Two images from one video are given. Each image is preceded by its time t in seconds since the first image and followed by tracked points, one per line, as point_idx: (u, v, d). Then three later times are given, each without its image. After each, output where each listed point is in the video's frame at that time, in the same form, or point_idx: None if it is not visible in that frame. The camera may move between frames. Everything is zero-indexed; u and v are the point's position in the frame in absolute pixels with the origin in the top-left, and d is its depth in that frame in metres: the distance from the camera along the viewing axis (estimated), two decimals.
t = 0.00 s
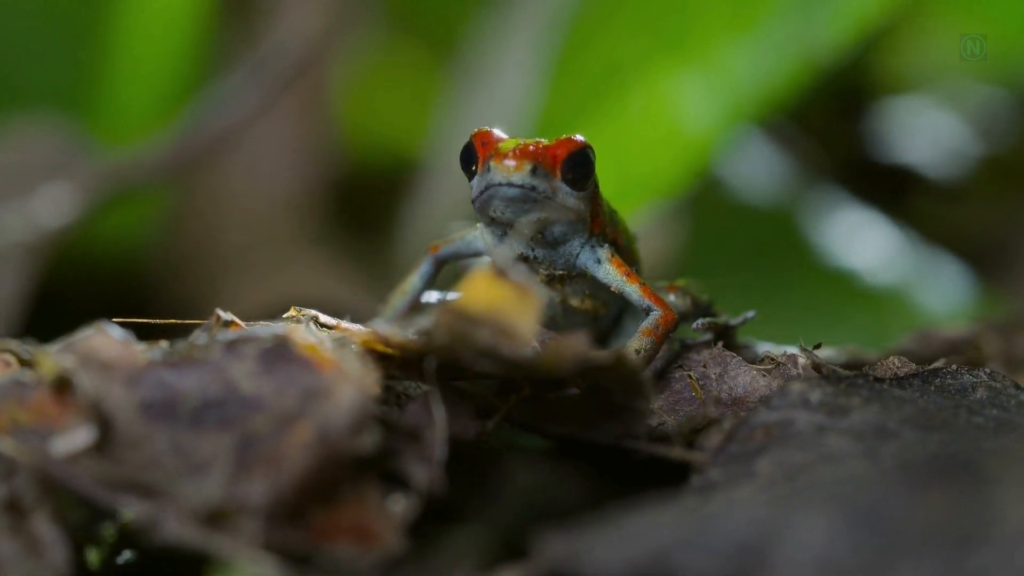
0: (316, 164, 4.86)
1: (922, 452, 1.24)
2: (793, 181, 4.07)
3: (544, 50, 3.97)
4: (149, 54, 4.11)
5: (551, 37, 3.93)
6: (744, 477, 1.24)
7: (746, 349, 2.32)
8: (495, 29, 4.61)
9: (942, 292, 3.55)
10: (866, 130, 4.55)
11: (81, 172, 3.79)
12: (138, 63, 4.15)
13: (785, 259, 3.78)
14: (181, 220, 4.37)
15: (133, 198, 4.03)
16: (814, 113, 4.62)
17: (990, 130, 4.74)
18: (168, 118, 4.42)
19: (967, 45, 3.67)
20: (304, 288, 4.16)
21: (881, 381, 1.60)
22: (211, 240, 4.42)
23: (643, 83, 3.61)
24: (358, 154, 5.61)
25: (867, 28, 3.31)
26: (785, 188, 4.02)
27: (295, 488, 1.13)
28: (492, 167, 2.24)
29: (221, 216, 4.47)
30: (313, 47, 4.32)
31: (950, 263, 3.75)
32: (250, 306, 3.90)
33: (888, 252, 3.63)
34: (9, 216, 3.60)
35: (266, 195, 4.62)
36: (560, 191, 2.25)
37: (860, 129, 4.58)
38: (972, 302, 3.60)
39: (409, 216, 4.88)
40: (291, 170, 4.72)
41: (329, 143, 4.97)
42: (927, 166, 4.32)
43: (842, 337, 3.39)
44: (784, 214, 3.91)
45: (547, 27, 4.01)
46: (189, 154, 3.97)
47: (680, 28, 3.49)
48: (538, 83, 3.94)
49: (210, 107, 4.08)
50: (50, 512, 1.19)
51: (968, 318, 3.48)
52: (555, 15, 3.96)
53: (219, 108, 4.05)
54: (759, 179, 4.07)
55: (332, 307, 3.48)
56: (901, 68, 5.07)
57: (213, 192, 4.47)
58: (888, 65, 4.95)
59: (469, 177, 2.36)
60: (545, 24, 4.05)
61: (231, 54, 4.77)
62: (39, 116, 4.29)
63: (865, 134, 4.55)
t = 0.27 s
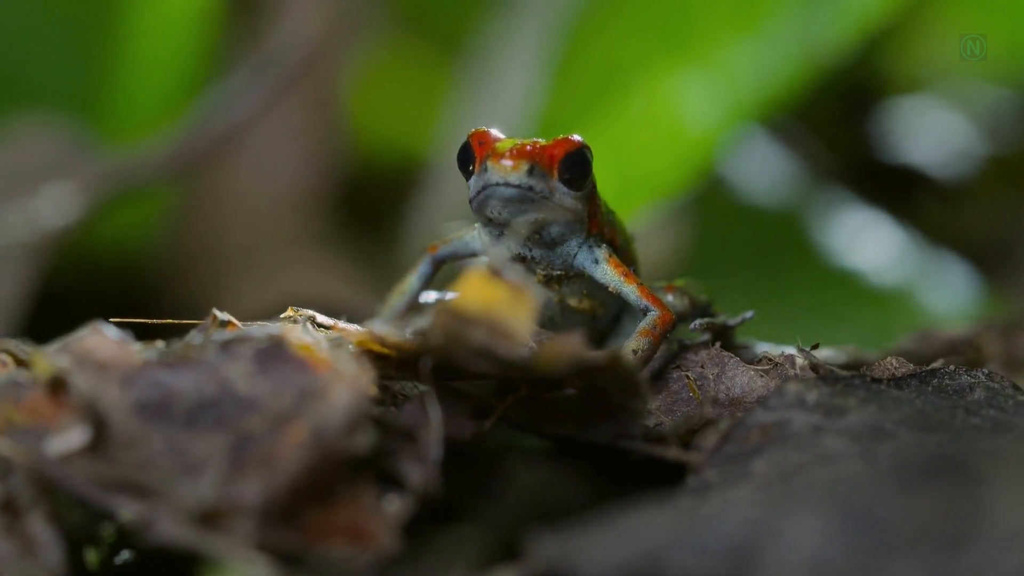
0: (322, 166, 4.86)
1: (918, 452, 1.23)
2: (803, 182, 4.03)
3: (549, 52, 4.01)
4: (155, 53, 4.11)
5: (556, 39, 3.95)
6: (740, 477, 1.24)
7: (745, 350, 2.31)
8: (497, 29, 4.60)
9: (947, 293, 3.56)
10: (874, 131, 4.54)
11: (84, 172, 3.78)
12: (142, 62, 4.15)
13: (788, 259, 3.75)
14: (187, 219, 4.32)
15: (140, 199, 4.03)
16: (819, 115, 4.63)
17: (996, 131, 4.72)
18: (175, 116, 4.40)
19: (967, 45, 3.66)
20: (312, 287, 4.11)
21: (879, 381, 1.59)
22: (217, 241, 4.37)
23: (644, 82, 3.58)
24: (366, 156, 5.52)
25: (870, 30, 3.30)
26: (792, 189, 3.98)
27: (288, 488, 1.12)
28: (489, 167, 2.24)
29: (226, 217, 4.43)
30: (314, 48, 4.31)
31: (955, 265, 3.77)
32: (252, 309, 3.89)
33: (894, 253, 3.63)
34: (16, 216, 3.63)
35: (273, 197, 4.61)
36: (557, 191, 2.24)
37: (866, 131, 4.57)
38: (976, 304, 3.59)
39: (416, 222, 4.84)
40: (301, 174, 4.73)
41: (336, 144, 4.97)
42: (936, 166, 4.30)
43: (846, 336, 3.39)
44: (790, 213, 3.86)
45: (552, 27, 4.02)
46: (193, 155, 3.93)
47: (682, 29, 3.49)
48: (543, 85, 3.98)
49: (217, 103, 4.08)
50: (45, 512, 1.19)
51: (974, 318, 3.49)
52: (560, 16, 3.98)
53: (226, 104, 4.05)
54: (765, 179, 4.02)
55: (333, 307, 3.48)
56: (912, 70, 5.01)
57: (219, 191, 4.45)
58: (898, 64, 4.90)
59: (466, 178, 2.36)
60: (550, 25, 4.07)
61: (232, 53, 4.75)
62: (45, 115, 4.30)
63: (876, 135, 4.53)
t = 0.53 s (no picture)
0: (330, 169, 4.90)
1: (914, 452, 1.23)
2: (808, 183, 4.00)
3: (549, 48, 3.91)
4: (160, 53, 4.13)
5: (555, 36, 3.89)
6: (735, 477, 1.24)
7: (743, 350, 2.31)
8: (499, 29, 4.59)
9: (953, 293, 3.51)
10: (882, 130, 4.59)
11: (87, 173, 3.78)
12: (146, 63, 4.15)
13: (792, 258, 3.69)
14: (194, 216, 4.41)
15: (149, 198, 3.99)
16: (824, 115, 4.61)
17: (999, 131, 4.72)
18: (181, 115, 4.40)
19: (967, 45, 3.65)
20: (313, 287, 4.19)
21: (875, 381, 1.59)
22: (221, 242, 4.47)
23: (646, 81, 3.53)
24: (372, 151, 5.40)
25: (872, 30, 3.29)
26: (799, 190, 3.94)
27: (283, 488, 1.12)
28: (486, 167, 2.24)
29: (231, 219, 4.51)
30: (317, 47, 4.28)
31: (960, 266, 3.73)
32: (255, 312, 3.88)
33: (898, 253, 3.60)
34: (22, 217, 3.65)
35: (277, 196, 4.66)
36: (554, 191, 2.24)
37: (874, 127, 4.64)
38: (981, 304, 3.55)
39: (418, 225, 4.79)
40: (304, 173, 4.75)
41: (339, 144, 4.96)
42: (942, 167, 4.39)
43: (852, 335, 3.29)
44: (795, 214, 3.83)
45: (551, 27, 3.97)
46: (198, 152, 3.88)
47: (685, 28, 3.46)
48: (544, 82, 3.86)
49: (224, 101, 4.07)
50: (39, 512, 1.17)
51: (980, 319, 3.44)
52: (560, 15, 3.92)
53: (233, 103, 4.04)
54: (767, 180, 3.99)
55: (333, 308, 3.48)
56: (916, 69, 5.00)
57: (225, 194, 4.52)
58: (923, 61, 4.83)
59: (463, 178, 2.36)
60: (550, 24, 3.99)
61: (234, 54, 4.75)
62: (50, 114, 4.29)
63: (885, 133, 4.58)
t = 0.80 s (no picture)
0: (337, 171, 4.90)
1: (911, 452, 1.23)
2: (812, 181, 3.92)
3: (552, 46, 3.92)
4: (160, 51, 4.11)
5: (559, 34, 3.88)
6: (732, 478, 1.24)
7: (742, 350, 2.31)
8: (501, 31, 4.59)
9: (956, 294, 3.43)
10: (886, 131, 4.52)
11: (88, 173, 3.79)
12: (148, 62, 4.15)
13: (795, 258, 3.64)
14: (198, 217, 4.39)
15: (158, 196, 4.09)
16: (828, 114, 4.60)
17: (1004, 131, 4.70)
18: (182, 116, 4.36)
19: (966, 45, 3.64)
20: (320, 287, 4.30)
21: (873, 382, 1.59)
22: (224, 242, 4.47)
23: (650, 83, 3.52)
24: (373, 151, 5.33)
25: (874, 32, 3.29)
26: (803, 189, 3.85)
27: (278, 489, 1.12)
28: (483, 167, 2.24)
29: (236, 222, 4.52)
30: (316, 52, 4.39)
31: (965, 266, 3.65)
32: (256, 312, 3.88)
33: (901, 254, 3.52)
34: (23, 215, 3.63)
35: (280, 197, 4.64)
36: (552, 192, 2.24)
37: (878, 130, 4.56)
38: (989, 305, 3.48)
39: (422, 224, 4.80)
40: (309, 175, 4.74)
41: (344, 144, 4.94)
42: (943, 167, 4.29)
43: (854, 337, 3.30)
44: (799, 213, 3.76)
45: (554, 27, 3.96)
46: (203, 152, 3.96)
47: (687, 29, 3.44)
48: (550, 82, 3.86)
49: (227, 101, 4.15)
50: (36, 512, 1.17)
51: (984, 320, 3.32)
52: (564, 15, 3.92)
53: (236, 104, 4.12)
54: (775, 179, 3.93)
55: (334, 308, 3.48)
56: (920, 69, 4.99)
57: (229, 194, 4.50)
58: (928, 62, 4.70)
59: (461, 178, 2.36)
60: (553, 24, 3.99)
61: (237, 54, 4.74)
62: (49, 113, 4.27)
63: (887, 134, 4.51)
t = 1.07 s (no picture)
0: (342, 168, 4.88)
1: (908, 453, 1.22)
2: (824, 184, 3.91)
3: (555, 49, 3.90)
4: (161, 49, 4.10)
5: (563, 35, 3.88)
6: (728, 478, 1.24)
7: (741, 351, 2.30)
8: (502, 33, 4.61)
9: (962, 293, 3.40)
10: (893, 130, 4.49)
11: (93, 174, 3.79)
12: (149, 62, 4.14)
13: (796, 258, 3.63)
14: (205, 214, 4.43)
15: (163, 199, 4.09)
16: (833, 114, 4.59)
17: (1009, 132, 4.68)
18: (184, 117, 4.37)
19: (967, 45, 3.64)
20: (319, 286, 4.23)
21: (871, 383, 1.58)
22: (229, 242, 4.48)
23: (652, 83, 3.51)
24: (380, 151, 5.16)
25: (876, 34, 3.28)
26: (812, 191, 3.83)
27: (273, 490, 1.12)
28: (481, 167, 2.24)
29: (239, 222, 4.53)
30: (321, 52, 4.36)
31: (970, 265, 3.61)
32: (257, 314, 3.87)
33: (907, 254, 3.52)
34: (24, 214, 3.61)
35: (284, 196, 4.65)
36: (549, 192, 2.24)
37: (884, 129, 4.52)
38: (994, 305, 3.43)
39: (426, 224, 4.79)
40: (312, 173, 4.74)
41: (347, 145, 4.93)
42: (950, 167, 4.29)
43: (856, 339, 3.26)
44: (804, 215, 3.73)
45: (558, 28, 3.95)
46: (203, 151, 3.96)
47: (690, 31, 3.47)
48: (552, 80, 3.82)
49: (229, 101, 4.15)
50: (32, 513, 1.17)
51: (992, 319, 3.30)
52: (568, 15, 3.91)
53: (240, 104, 4.13)
54: (781, 182, 3.89)
55: (335, 309, 3.48)
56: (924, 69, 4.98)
57: (234, 196, 4.54)
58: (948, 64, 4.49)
59: (459, 178, 2.36)
60: (558, 25, 3.98)
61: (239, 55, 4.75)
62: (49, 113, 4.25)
63: (894, 134, 4.49)
